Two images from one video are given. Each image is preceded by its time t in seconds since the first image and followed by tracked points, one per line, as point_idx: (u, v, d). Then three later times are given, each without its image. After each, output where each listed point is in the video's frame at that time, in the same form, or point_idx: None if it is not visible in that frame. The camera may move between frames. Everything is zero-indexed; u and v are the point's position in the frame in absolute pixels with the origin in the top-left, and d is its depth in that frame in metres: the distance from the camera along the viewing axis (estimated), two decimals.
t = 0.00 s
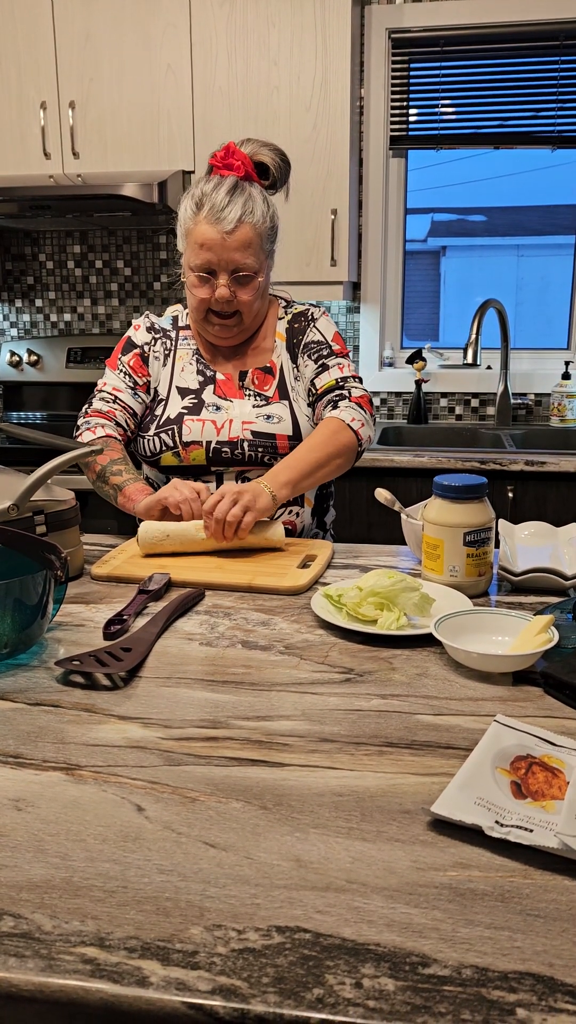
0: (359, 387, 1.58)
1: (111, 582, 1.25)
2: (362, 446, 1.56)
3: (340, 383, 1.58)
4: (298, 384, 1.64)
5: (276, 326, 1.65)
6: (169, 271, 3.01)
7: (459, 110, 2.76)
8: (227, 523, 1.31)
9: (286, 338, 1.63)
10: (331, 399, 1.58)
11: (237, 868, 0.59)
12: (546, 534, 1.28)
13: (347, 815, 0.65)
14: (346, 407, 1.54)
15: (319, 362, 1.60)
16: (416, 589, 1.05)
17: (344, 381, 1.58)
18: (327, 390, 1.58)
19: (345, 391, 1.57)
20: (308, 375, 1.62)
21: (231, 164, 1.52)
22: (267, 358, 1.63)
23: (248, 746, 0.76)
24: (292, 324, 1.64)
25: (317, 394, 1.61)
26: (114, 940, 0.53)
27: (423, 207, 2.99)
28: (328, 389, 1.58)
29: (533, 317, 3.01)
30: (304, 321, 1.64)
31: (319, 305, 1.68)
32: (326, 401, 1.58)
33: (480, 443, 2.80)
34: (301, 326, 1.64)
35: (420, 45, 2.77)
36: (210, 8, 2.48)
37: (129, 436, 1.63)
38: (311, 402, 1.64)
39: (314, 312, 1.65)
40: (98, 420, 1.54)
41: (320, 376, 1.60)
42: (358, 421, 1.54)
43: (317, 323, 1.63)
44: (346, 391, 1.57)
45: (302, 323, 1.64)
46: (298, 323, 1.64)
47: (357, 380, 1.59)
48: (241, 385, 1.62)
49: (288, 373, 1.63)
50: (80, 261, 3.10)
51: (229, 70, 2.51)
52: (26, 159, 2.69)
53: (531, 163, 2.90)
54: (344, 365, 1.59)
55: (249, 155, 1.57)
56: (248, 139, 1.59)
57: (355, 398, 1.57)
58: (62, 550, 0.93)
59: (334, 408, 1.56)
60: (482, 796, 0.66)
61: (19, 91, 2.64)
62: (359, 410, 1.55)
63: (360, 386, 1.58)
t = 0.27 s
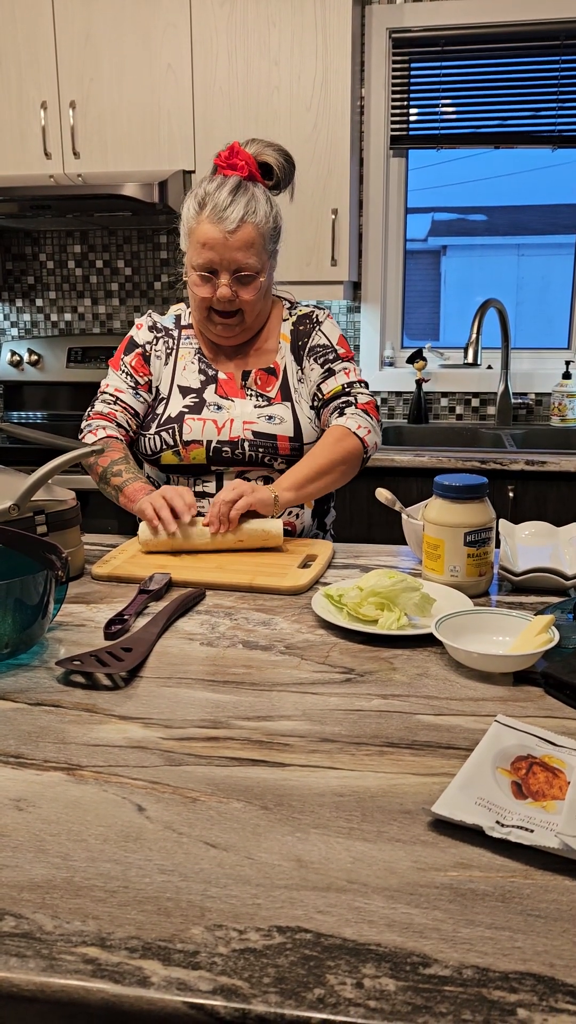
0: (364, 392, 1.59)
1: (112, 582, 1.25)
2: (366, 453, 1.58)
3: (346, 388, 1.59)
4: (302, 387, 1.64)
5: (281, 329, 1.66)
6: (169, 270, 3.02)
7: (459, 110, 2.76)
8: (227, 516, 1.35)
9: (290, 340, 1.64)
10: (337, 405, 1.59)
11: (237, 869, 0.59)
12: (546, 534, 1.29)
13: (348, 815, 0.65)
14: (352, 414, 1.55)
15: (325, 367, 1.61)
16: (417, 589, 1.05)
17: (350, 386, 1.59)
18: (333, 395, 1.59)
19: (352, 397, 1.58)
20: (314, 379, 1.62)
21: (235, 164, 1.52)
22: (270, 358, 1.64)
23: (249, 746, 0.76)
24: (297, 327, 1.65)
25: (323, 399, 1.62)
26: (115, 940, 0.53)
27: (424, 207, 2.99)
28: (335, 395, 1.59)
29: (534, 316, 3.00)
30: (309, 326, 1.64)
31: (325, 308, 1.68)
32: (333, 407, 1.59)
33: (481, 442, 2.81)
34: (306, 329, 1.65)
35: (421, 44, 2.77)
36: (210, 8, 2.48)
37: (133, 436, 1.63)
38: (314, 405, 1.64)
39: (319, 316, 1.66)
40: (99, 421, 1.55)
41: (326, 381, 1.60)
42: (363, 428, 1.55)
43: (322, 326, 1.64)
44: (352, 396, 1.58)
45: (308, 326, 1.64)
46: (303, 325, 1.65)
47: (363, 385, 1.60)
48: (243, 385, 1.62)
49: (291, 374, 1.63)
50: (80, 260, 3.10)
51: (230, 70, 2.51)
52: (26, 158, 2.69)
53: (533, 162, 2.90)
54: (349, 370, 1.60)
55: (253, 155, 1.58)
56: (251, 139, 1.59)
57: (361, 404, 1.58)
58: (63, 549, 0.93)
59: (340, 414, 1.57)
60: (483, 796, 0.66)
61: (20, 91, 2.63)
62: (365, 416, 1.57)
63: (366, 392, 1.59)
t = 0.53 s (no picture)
0: (373, 397, 1.62)
1: (113, 581, 1.25)
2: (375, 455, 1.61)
3: (356, 392, 1.61)
4: (306, 388, 1.64)
5: (285, 329, 1.66)
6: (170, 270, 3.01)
7: (460, 109, 2.76)
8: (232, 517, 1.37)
9: (295, 341, 1.65)
10: (348, 409, 1.61)
11: (238, 868, 0.59)
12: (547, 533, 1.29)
13: (348, 815, 0.65)
14: (364, 418, 1.58)
15: (334, 370, 1.62)
16: (417, 588, 1.05)
17: (360, 390, 1.61)
18: (344, 399, 1.61)
19: (361, 401, 1.60)
20: (323, 381, 1.63)
21: (236, 164, 1.52)
22: (273, 359, 1.64)
23: (249, 746, 0.76)
24: (301, 328, 1.65)
25: (333, 402, 1.63)
26: (117, 940, 0.53)
27: (424, 206, 2.99)
28: (346, 399, 1.61)
29: (535, 315, 3.00)
30: (314, 328, 1.65)
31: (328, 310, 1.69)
32: (344, 412, 1.61)
33: (482, 442, 2.81)
34: (311, 330, 1.65)
35: (421, 43, 2.77)
36: (211, 7, 2.47)
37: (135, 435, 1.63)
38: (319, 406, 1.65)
39: (323, 318, 1.67)
40: (100, 420, 1.56)
41: (336, 384, 1.62)
42: (374, 431, 1.58)
43: (327, 328, 1.65)
44: (363, 401, 1.60)
45: (313, 328, 1.65)
46: (308, 326, 1.65)
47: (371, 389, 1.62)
48: (246, 384, 1.62)
49: (296, 374, 1.64)
50: (81, 259, 3.10)
51: (230, 70, 2.51)
52: (27, 158, 2.69)
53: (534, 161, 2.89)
54: (358, 375, 1.62)
55: (254, 156, 1.58)
56: (253, 139, 1.59)
57: (372, 408, 1.61)
58: (63, 549, 0.93)
59: (352, 418, 1.60)
60: (484, 796, 0.66)
61: (20, 91, 2.63)
62: (376, 420, 1.59)
63: (375, 396, 1.62)
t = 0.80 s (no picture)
0: (367, 408, 1.64)
1: (114, 580, 1.25)
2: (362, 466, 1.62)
3: (351, 400, 1.62)
4: (308, 387, 1.65)
5: (288, 329, 1.66)
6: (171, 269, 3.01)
7: (460, 108, 2.75)
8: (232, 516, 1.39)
9: (298, 341, 1.65)
10: (340, 417, 1.62)
11: (239, 868, 0.59)
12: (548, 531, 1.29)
13: (350, 814, 0.65)
14: (355, 429, 1.59)
15: (334, 375, 1.62)
16: (419, 587, 1.05)
17: (355, 400, 1.63)
18: (339, 406, 1.62)
19: (355, 411, 1.62)
20: (321, 383, 1.63)
21: (238, 164, 1.52)
22: (277, 358, 1.64)
23: (250, 745, 0.76)
24: (305, 329, 1.65)
25: (328, 407, 1.64)
26: (118, 939, 0.53)
27: (425, 205, 2.99)
28: (340, 406, 1.62)
29: (536, 314, 3.00)
30: (317, 330, 1.65)
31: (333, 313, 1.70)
32: (338, 418, 1.62)
33: (482, 440, 2.80)
34: (315, 331, 1.65)
35: (422, 42, 2.76)
36: (211, 5, 2.47)
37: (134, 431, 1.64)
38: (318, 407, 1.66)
39: (327, 321, 1.68)
40: (102, 417, 1.56)
41: (334, 389, 1.62)
42: (363, 444, 1.59)
43: (331, 332, 1.66)
44: (356, 411, 1.62)
45: (317, 329, 1.65)
46: (312, 327, 1.66)
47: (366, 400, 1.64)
48: (249, 382, 1.62)
49: (299, 373, 1.64)
50: (82, 258, 3.10)
51: (231, 68, 2.50)
52: (27, 157, 2.69)
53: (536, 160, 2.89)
54: (356, 384, 1.63)
55: (257, 156, 1.58)
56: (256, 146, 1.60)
57: (364, 420, 1.62)
58: (64, 549, 0.93)
59: (343, 427, 1.61)
60: (485, 795, 0.66)
61: (20, 90, 2.63)
62: (366, 432, 1.61)
63: (368, 408, 1.63)
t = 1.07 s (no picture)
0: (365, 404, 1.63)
1: (115, 579, 1.25)
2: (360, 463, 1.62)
3: (349, 396, 1.62)
4: (307, 383, 1.65)
5: (287, 325, 1.66)
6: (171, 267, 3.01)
7: (461, 105, 2.75)
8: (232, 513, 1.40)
9: (297, 337, 1.64)
10: (338, 414, 1.62)
11: (240, 866, 0.59)
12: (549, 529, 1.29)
13: (351, 813, 0.65)
14: (352, 426, 1.59)
15: (332, 370, 1.63)
16: (420, 585, 1.05)
17: (353, 396, 1.62)
18: (336, 403, 1.62)
19: (353, 408, 1.62)
20: (320, 380, 1.63)
21: (234, 165, 1.52)
22: (276, 354, 1.64)
23: (252, 744, 0.75)
24: (304, 326, 1.65)
25: (326, 404, 1.64)
26: (119, 937, 0.53)
27: (426, 203, 2.99)
28: (338, 403, 1.62)
29: (537, 312, 3.00)
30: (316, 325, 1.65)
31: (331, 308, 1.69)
32: (335, 415, 1.62)
33: (483, 439, 2.80)
34: (313, 327, 1.65)
35: (422, 39, 2.75)
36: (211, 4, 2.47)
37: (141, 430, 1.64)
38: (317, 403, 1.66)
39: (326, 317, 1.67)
40: (108, 415, 1.56)
41: (332, 385, 1.63)
42: (360, 441, 1.59)
43: (329, 328, 1.65)
44: (353, 407, 1.61)
45: (315, 325, 1.65)
46: (310, 323, 1.66)
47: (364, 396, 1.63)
48: (248, 379, 1.62)
49: (297, 369, 1.64)
50: (82, 257, 3.10)
51: (231, 67, 2.50)
52: (28, 155, 2.69)
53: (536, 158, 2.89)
54: (353, 380, 1.63)
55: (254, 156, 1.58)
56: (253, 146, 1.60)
57: (361, 417, 1.62)
58: (64, 549, 0.94)
59: (341, 424, 1.61)
60: (486, 793, 0.66)
61: (20, 88, 2.63)
62: (363, 429, 1.60)
63: (366, 404, 1.63)
